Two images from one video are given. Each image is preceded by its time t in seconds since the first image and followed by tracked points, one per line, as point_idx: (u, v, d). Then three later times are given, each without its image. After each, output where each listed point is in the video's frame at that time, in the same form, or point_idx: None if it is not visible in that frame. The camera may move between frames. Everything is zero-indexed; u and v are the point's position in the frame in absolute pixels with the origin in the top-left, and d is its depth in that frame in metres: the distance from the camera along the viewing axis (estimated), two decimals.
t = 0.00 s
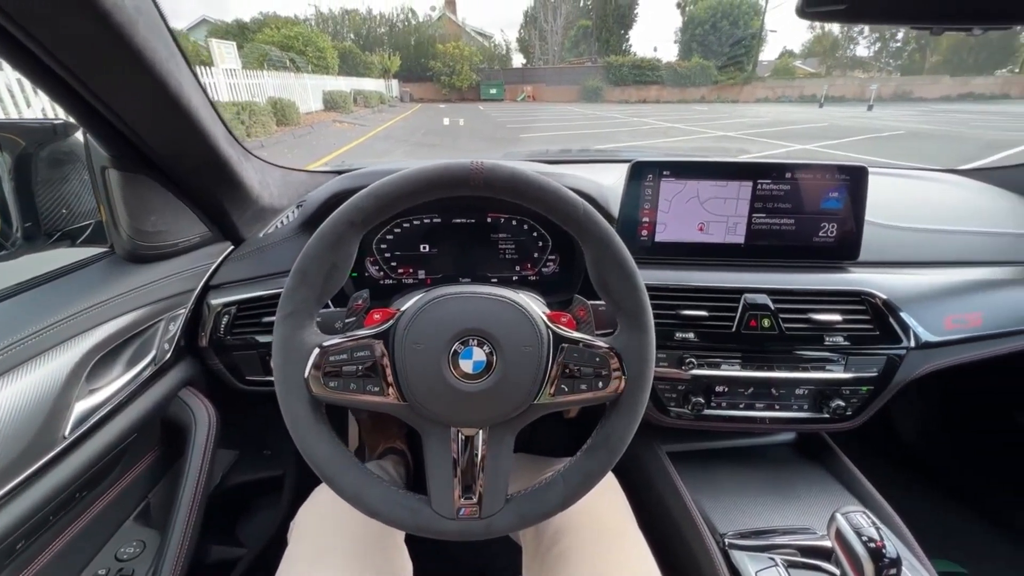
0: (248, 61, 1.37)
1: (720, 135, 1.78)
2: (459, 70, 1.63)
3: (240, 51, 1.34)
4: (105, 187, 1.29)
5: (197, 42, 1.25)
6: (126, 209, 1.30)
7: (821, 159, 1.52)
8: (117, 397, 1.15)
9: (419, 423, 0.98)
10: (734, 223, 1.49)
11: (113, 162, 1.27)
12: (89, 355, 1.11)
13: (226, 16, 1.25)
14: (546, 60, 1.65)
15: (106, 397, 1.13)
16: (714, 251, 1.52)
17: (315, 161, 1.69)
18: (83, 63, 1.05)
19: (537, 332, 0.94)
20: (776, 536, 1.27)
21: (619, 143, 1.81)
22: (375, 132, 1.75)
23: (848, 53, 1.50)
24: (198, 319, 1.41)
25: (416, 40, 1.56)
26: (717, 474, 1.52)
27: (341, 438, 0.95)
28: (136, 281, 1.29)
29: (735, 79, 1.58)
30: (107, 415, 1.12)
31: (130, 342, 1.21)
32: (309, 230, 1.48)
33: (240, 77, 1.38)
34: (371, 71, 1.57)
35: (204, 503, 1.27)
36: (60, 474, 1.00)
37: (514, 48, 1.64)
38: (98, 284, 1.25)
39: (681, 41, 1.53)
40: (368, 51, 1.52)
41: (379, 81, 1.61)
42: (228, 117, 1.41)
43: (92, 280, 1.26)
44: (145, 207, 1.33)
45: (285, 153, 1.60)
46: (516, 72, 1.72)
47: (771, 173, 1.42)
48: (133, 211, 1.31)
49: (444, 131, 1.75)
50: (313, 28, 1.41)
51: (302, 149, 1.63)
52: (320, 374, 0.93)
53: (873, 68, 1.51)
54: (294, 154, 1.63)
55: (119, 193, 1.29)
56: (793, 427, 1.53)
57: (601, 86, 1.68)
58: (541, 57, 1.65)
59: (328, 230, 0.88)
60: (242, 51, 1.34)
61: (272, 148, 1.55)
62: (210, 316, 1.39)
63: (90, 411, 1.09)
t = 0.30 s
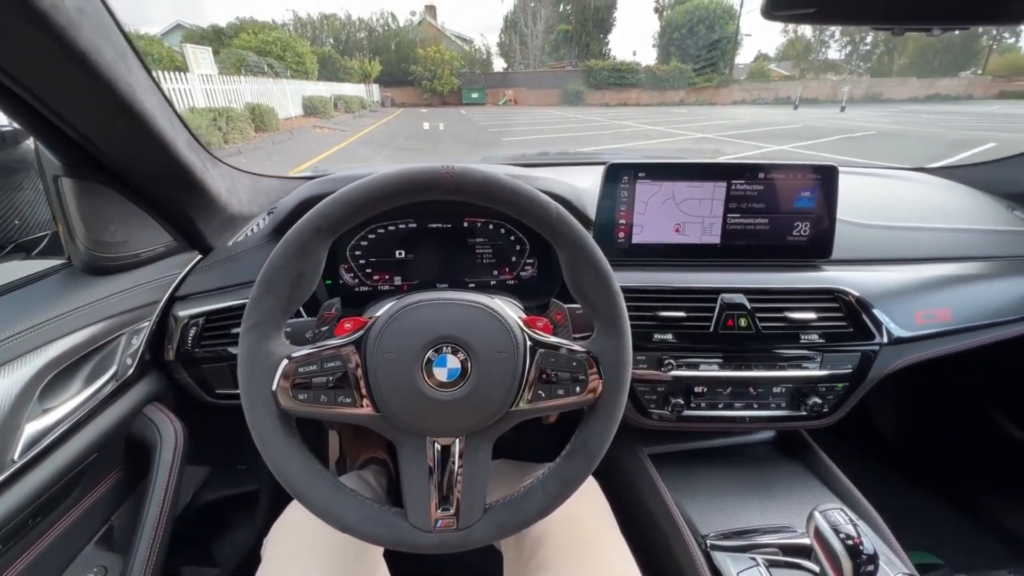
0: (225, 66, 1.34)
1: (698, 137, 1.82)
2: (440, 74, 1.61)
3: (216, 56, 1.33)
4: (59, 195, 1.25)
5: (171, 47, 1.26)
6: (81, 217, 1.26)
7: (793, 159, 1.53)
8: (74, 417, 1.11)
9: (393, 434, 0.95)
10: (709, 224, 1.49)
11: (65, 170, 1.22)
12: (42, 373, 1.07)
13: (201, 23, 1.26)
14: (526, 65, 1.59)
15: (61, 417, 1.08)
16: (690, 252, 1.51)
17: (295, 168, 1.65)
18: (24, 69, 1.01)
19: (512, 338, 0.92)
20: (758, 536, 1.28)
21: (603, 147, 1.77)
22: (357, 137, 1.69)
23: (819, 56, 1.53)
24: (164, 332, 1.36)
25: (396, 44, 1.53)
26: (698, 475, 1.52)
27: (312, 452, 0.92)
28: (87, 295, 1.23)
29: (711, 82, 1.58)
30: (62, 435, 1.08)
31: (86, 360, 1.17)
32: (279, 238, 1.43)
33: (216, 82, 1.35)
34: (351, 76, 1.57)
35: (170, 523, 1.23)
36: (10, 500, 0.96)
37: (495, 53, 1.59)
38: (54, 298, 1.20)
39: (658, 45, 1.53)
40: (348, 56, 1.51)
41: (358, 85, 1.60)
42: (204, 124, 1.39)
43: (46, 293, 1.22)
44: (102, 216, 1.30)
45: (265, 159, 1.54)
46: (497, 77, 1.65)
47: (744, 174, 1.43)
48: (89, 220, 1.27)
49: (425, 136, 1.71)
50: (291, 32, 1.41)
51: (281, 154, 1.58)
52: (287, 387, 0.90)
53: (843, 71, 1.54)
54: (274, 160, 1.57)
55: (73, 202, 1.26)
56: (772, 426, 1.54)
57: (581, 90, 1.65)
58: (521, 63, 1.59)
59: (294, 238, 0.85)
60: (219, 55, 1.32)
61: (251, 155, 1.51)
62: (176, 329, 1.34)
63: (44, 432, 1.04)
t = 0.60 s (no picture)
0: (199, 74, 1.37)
1: (676, 139, 1.84)
2: (419, 80, 1.59)
3: (189, 64, 1.33)
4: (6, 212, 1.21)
5: (142, 53, 1.25)
6: (30, 233, 1.24)
7: (762, 162, 1.56)
8: (26, 442, 1.06)
9: (365, 449, 0.93)
10: (682, 226, 1.49)
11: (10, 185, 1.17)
12: None
13: (174, 28, 1.24)
14: (506, 69, 1.58)
15: (12, 442, 1.04)
16: (664, 255, 1.51)
17: (276, 172, 1.63)
18: None
19: (484, 347, 0.91)
20: (739, 536, 1.28)
21: (583, 149, 1.79)
22: (336, 143, 1.69)
23: (791, 60, 1.53)
24: (125, 349, 1.31)
25: (373, 49, 1.50)
26: (677, 477, 1.52)
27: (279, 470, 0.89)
28: (42, 313, 1.20)
29: (685, 86, 1.61)
30: (14, 461, 1.03)
31: (42, 381, 1.14)
32: (245, 248, 1.39)
33: (189, 89, 1.36)
34: (330, 82, 1.54)
35: (132, 549, 1.19)
36: None
37: (474, 58, 1.57)
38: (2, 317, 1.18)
39: (635, 50, 1.54)
40: (325, 61, 1.49)
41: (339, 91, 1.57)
42: (177, 131, 1.38)
43: None
44: (53, 231, 1.27)
45: (241, 167, 1.56)
46: (476, 81, 1.61)
47: (714, 176, 1.44)
48: (38, 236, 1.24)
49: (404, 142, 1.70)
50: (266, 38, 1.39)
51: (258, 160, 1.60)
52: (253, 404, 0.87)
53: (814, 73, 1.54)
54: (251, 167, 1.59)
55: (21, 218, 1.22)
56: (748, 425, 1.55)
57: (560, 94, 1.63)
58: (500, 67, 1.58)
59: (256, 251, 0.83)
60: (191, 62, 1.32)
61: (226, 163, 1.52)
62: (139, 346, 1.29)
63: None
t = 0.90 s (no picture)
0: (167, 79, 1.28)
1: (653, 141, 1.81)
2: (396, 85, 1.55)
3: (157, 70, 1.26)
4: None
5: (107, 60, 1.19)
6: None
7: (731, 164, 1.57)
8: None
9: (335, 465, 0.90)
10: (654, 229, 1.49)
11: None
12: None
13: (140, 34, 1.21)
14: (484, 72, 1.57)
15: None
16: (637, 258, 1.51)
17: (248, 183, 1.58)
18: None
19: (456, 357, 0.89)
20: (720, 537, 1.28)
21: (560, 153, 1.78)
22: (313, 148, 1.66)
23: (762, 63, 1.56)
24: (83, 370, 1.26)
25: (350, 54, 1.47)
26: (656, 479, 1.51)
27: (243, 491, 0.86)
28: None
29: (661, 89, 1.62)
30: None
31: None
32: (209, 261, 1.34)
33: (158, 96, 1.28)
34: (305, 88, 1.51)
35: None
36: None
37: (451, 62, 1.57)
38: None
39: (610, 53, 1.56)
40: (299, 66, 1.43)
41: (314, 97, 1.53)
42: (145, 140, 1.31)
43: None
44: None
45: (213, 177, 1.51)
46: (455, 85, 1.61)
47: (685, 179, 1.44)
48: None
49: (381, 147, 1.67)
50: (238, 44, 1.34)
51: (233, 169, 1.53)
52: (216, 424, 0.84)
53: (783, 75, 1.58)
54: (223, 176, 1.53)
55: None
56: (724, 425, 1.55)
57: (538, 97, 1.62)
58: (478, 70, 1.57)
59: (215, 266, 0.80)
60: (159, 68, 1.26)
61: (198, 171, 1.45)
62: (97, 365, 1.24)
63: None
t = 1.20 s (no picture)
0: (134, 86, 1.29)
1: (628, 143, 1.86)
2: (372, 89, 1.53)
3: (124, 76, 1.27)
4: None
5: (69, 66, 1.17)
6: None
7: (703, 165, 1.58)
8: None
9: (304, 485, 0.87)
10: (627, 231, 1.49)
11: None
12: None
13: (105, 40, 1.20)
14: (460, 77, 1.55)
15: None
16: (611, 262, 1.50)
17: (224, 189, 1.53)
18: None
19: (427, 367, 0.87)
20: (702, 537, 1.28)
21: (536, 157, 1.78)
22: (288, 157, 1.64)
23: (732, 63, 1.57)
24: (35, 394, 1.20)
25: (323, 58, 1.44)
26: (636, 482, 1.50)
27: (205, 516, 0.82)
28: None
29: (636, 91, 1.60)
30: None
31: None
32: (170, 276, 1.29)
33: (125, 103, 1.28)
34: (278, 93, 1.47)
35: None
36: None
37: (427, 66, 1.53)
38: None
39: (585, 57, 1.53)
40: (272, 72, 1.42)
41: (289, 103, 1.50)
42: (110, 149, 1.29)
43: None
44: None
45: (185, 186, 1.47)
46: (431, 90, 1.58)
47: (656, 182, 1.44)
48: None
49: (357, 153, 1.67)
50: (206, 49, 1.34)
51: (204, 178, 1.50)
52: (175, 448, 0.80)
53: (753, 76, 1.60)
54: (194, 186, 1.48)
55: None
56: (702, 425, 1.55)
57: (515, 100, 1.62)
58: (454, 75, 1.55)
59: (171, 282, 0.76)
60: (125, 74, 1.26)
61: (167, 180, 1.43)
62: (50, 388, 1.19)
63: None
